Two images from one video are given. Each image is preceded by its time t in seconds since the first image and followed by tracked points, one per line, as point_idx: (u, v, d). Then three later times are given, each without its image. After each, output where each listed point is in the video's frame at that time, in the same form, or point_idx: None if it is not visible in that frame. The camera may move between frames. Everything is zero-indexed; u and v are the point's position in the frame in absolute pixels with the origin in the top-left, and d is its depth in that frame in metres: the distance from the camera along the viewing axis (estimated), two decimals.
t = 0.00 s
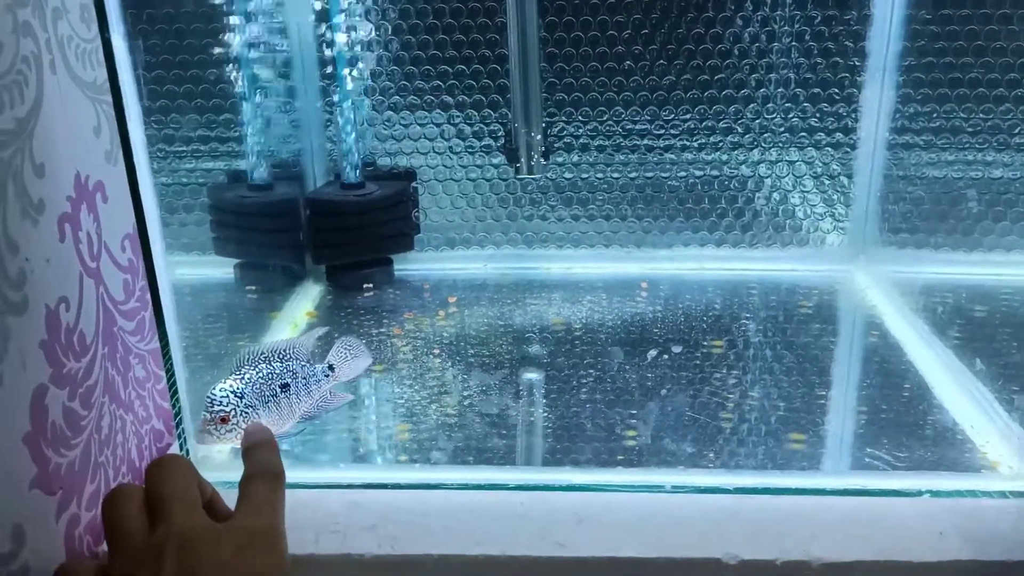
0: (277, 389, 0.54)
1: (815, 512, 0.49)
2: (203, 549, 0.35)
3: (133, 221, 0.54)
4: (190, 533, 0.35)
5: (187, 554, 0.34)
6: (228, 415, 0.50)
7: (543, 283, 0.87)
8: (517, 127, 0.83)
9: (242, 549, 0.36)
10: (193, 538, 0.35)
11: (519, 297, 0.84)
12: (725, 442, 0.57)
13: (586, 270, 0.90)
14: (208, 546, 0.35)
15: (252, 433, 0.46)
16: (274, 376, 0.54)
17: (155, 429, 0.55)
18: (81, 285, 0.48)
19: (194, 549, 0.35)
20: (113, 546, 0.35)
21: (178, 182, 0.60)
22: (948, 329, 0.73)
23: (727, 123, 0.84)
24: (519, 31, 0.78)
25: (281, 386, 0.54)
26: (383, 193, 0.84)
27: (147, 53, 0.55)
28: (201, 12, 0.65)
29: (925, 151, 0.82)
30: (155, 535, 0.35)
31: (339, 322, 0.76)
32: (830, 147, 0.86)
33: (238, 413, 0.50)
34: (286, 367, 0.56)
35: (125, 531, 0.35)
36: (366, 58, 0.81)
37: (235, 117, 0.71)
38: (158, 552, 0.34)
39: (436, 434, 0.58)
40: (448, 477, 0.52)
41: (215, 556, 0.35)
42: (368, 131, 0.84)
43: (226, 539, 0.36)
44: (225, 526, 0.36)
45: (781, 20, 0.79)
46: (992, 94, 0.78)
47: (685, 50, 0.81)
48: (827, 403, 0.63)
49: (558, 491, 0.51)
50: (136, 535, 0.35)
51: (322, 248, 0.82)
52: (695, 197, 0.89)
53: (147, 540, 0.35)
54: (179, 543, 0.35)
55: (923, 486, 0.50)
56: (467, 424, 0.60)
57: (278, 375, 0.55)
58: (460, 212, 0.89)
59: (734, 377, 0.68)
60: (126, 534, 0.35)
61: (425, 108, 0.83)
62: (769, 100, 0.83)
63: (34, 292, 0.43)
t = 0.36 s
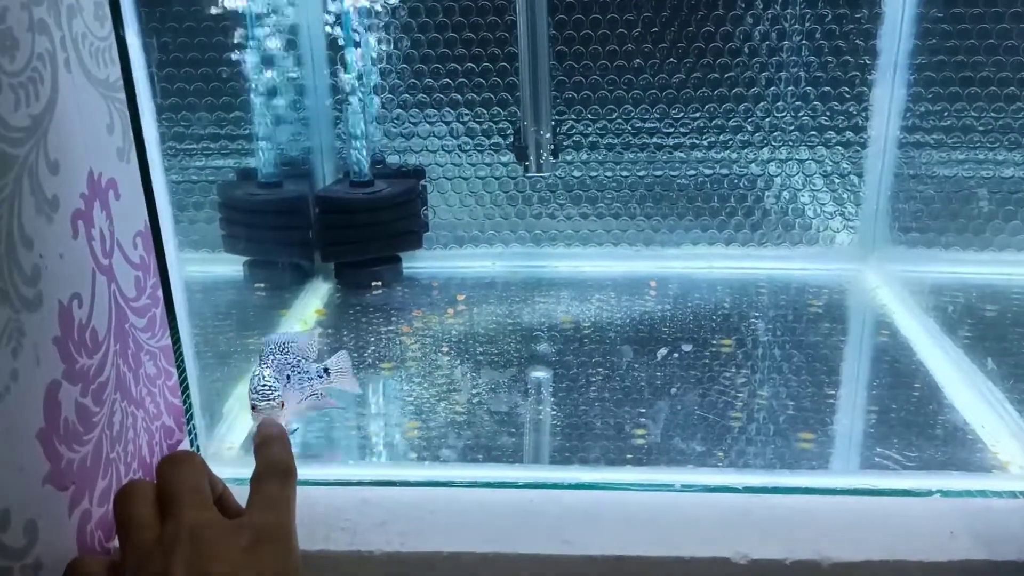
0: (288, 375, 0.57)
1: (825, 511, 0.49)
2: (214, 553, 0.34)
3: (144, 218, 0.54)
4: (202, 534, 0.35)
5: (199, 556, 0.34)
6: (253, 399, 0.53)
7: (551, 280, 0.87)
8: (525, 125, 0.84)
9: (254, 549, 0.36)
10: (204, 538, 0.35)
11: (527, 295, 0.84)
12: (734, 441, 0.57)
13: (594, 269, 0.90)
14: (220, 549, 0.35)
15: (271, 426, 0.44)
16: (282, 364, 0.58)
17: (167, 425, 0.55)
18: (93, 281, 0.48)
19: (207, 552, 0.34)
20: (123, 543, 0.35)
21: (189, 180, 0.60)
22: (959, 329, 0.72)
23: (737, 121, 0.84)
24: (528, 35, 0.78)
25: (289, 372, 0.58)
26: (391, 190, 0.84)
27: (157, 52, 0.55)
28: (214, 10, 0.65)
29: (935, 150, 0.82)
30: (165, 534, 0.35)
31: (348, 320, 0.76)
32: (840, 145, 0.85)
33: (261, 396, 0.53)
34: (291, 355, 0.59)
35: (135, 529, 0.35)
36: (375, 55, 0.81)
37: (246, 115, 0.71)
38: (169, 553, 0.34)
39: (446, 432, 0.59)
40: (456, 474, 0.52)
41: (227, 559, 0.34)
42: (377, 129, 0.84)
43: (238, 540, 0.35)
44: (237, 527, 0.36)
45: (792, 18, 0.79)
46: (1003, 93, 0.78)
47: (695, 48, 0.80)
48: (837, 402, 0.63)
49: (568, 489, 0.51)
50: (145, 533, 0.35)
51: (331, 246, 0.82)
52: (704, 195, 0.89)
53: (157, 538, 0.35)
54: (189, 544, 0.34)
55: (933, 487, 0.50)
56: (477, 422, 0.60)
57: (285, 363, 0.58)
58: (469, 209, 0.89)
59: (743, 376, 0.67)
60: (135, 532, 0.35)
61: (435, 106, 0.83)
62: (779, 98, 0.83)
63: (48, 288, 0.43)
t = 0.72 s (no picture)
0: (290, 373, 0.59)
1: (830, 513, 0.49)
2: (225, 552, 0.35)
3: (148, 218, 0.54)
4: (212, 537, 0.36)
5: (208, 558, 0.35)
6: (302, 392, 0.57)
7: (555, 282, 0.87)
8: (529, 127, 0.84)
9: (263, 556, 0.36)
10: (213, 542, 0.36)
11: (531, 297, 0.84)
12: (738, 442, 0.57)
13: (598, 271, 0.89)
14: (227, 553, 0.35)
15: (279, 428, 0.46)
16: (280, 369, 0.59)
17: (171, 426, 0.55)
18: (99, 282, 0.48)
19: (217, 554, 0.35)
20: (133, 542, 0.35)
21: (194, 181, 0.60)
22: (963, 330, 0.72)
23: (740, 122, 0.84)
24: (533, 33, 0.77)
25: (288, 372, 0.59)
26: (396, 191, 0.84)
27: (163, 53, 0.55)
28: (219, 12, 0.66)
29: (940, 151, 0.82)
30: (175, 534, 0.35)
31: (351, 321, 0.76)
32: (843, 147, 0.85)
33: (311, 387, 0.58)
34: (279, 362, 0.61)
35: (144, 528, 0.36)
36: (380, 57, 0.81)
37: (250, 117, 0.71)
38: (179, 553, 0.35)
39: (449, 433, 0.59)
40: (460, 476, 0.52)
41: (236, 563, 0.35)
42: (381, 130, 0.84)
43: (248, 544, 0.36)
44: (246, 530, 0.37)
45: (796, 19, 0.79)
46: (1009, 93, 0.78)
47: (699, 49, 0.80)
48: (841, 404, 0.63)
49: (571, 490, 0.51)
50: (155, 533, 0.35)
51: (335, 247, 0.82)
52: (708, 196, 0.88)
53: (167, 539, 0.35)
54: (199, 545, 0.35)
55: (937, 489, 0.50)
56: (480, 423, 0.60)
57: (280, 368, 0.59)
58: (472, 211, 0.89)
59: (747, 378, 0.67)
60: (144, 531, 0.35)
61: (439, 108, 0.83)
62: (782, 100, 0.83)
63: (53, 289, 0.44)
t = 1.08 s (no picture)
0: (295, 380, 0.54)
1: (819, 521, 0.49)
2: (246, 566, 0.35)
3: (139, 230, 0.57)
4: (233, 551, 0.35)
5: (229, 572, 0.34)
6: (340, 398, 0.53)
7: (550, 287, 0.88)
8: (522, 134, 0.85)
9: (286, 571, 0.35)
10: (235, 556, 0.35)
11: (525, 303, 0.84)
12: (730, 448, 0.57)
13: (591, 275, 0.90)
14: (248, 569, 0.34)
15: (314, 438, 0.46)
16: (288, 384, 0.54)
17: (160, 434, 0.59)
18: (88, 293, 0.50)
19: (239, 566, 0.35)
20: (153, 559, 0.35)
21: (188, 189, 0.59)
22: (955, 335, 0.72)
23: (732, 129, 0.84)
24: (524, 41, 0.80)
25: (289, 384, 0.54)
26: (390, 200, 0.84)
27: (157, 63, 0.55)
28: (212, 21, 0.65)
29: (931, 156, 0.82)
30: (196, 549, 0.35)
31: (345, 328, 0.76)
32: (836, 153, 0.85)
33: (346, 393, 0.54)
34: (275, 378, 0.55)
35: (163, 544, 0.35)
36: (373, 65, 0.81)
37: (244, 125, 0.71)
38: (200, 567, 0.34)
39: (440, 441, 0.58)
40: (451, 484, 0.53)
41: None
42: (375, 138, 0.84)
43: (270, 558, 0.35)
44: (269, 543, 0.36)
45: (787, 26, 0.79)
46: (999, 99, 0.78)
47: (690, 56, 0.81)
48: (833, 409, 0.63)
49: (563, 498, 0.52)
50: (176, 549, 0.35)
51: (328, 254, 0.80)
52: (700, 202, 0.89)
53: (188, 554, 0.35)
54: (219, 559, 0.35)
55: (927, 494, 0.51)
56: (471, 431, 0.60)
57: (286, 384, 0.54)
58: (465, 218, 0.89)
59: (739, 384, 0.67)
60: (165, 547, 0.35)
61: (432, 115, 0.83)
62: (774, 106, 0.83)
63: (43, 300, 0.45)
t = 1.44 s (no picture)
0: (331, 389, 0.52)
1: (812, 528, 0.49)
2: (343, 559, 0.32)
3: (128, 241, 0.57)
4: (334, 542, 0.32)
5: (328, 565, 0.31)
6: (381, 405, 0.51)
7: (543, 294, 0.87)
8: (514, 141, 0.85)
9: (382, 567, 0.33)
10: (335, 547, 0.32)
11: (518, 309, 0.84)
12: (724, 455, 0.57)
13: (585, 281, 0.89)
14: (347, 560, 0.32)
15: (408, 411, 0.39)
16: (321, 393, 0.52)
17: (152, 445, 0.59)
18: (77, 304, 0.50)
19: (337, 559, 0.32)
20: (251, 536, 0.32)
21: (178, 199, 0.58)
22: (948, 339, 0.72)
23: (724, 134, 0.84)
24: (516, 47, 0.80)
25: (323, 391, 0.52)
26: (383, 207, 0.84)
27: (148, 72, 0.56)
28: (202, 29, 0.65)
29: (922, 160, 0.82)
30: (299, 529, 0.32)
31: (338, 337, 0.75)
32: (827, 157, 0.86)
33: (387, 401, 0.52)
34: (307, 386, 0.53)
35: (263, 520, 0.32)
36: (364, 73, 0.82)
37: (235, 134, 0.70)
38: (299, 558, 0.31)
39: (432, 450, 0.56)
40: (441, 492, 0.52)
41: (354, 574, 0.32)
42: (367, 145, 0.84)
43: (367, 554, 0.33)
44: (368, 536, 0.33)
45: (777, 30, 0.79)
46: (989, 103, 0.78)
47: (681, 62, 0.81)
48: (827, 414, 0.63)
49: (554, 506, 0.52)
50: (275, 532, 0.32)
51: (320, 262, 0.79)
52: (693, 207, 0.89)
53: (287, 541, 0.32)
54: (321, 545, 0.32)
55: (920, 500, 0.51)
56: (462, 439, 0.59)
57: (320, 392, 0.52)
58: (458, 225, 0.89)
59: (733, 390, 0.67)
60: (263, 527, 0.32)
61: (423, 122, 0.84)
62: (765, 111, 0.83)
63: (30, 313, 0.44)
